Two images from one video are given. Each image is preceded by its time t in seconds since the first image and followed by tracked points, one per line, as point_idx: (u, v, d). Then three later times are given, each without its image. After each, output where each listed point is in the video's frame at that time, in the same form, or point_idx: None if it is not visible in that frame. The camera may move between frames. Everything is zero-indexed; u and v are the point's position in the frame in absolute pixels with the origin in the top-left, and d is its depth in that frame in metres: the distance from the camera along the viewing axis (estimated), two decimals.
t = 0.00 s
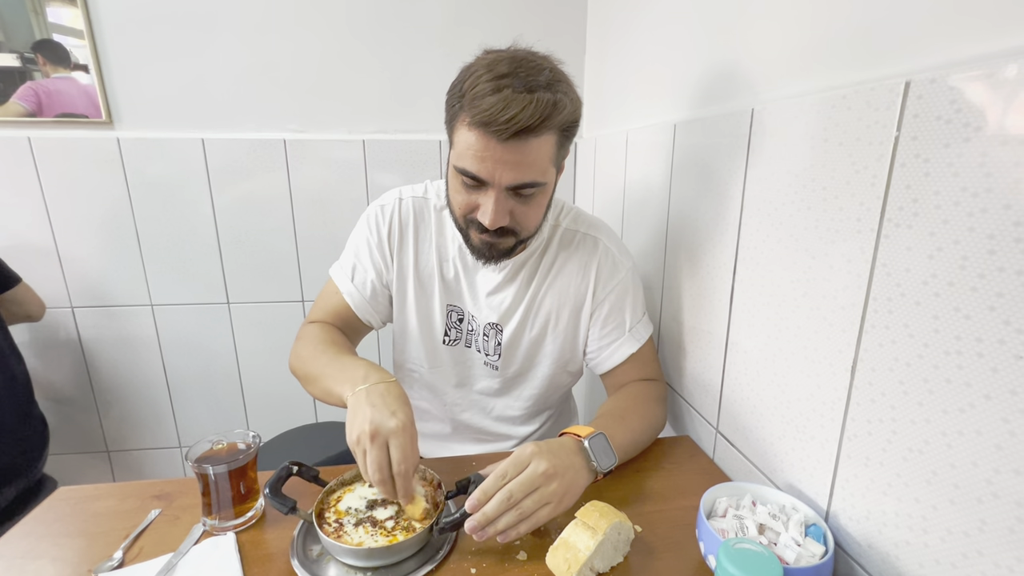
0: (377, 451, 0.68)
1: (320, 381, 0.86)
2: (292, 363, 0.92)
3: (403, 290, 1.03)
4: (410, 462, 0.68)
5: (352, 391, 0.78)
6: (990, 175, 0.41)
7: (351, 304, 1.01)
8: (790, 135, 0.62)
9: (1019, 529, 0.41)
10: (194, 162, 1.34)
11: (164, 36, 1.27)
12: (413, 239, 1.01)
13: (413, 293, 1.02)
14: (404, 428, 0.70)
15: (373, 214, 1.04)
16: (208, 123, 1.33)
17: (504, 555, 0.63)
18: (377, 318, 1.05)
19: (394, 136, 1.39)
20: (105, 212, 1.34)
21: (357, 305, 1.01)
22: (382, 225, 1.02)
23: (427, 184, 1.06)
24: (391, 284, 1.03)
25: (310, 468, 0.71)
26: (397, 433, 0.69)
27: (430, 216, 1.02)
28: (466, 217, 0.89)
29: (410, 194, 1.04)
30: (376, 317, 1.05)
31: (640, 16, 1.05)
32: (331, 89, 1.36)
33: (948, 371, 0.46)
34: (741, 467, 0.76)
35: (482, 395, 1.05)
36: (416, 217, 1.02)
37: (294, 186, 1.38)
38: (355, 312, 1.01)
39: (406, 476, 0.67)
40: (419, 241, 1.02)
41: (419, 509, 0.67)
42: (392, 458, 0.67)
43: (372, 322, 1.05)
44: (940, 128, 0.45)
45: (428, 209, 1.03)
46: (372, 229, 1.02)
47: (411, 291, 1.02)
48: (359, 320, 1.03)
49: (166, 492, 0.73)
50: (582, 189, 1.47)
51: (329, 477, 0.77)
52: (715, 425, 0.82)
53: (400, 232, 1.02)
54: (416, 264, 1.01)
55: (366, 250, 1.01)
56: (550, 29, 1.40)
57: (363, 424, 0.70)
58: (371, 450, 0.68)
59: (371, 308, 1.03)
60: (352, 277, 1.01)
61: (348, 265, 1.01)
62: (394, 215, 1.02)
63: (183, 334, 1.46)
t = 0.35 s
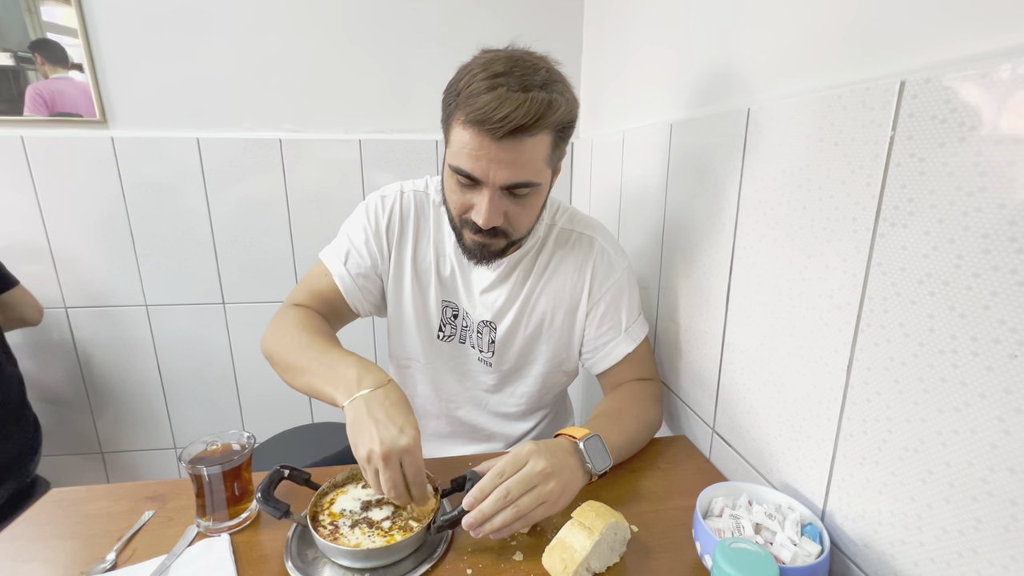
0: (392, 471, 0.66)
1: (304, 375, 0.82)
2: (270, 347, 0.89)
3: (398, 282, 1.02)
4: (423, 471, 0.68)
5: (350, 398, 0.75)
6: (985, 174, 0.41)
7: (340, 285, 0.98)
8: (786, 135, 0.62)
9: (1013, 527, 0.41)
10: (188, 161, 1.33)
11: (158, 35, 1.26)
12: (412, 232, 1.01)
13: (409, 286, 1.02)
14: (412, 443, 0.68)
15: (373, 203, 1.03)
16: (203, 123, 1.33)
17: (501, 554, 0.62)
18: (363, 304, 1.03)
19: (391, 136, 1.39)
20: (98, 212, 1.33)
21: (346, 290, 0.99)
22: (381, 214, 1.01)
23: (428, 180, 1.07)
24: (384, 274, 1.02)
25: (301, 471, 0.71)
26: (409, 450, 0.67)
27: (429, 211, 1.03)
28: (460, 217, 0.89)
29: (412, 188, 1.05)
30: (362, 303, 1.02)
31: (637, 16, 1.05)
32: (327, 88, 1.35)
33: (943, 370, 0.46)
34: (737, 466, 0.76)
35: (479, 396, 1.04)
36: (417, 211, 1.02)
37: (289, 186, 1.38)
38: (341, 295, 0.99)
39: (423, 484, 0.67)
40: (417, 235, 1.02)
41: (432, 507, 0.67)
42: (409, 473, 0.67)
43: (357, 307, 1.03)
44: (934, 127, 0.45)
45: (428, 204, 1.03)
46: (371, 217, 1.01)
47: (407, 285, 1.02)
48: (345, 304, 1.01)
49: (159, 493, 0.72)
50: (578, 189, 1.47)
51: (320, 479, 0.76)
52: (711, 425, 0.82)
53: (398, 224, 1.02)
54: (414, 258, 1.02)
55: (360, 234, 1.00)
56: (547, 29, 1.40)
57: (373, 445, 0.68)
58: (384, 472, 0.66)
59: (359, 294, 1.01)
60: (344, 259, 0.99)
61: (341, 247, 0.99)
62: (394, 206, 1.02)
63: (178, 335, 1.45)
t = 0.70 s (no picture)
0: (393, 462, 0.66)
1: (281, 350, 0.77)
2: (238, 310, 0.83)
3: (399, 268, 1.02)
4: (422, 462, 0.68)
5: (339, 389, 0.71)
6: (986, 173, 0.41)
7: (333, 247, 0.95)
8: (786, 133, 0.62)
9: (1014, 527, 0.41)
10: (185, 160, 1.32)
11: (154, 32, 1.25)
12: (416, 219, 1.01)
13: (411, 272, 1.01)
14: (412, 435, 0.67)
15: (381, 182, 1.04)
16: (199, 121, 1.32)
17: (497, 553, 0.62)
18: (352, 272, 1.00)
19: (388, 135, 1.38)
20: (94, 211, 1.32)
21: (338, 250, 0.96)
22: (386, 194, 1.02)
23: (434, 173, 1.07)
24: (380, 250, 1.01)
25: (293, 473, 0.70)
26: (409, 442, 0.66)
27: (434, 201, 1.03)
28: (459, 215, 0.88)
29: (420, 178, 1.05)
30: (350, 271, 0.99)
31: (636, 14, 1.05)
32: (325, 87, 1.34)
33: (944, 369, 0.45)
34: (736, 466, 0.76)
35: (477, 396, 1.04)
36: (424, 199, 1.03)
37: (287, 185, 1.37)
38: (331, 254, 0.96)
39: (423, 475, 0.67)
40: (420, 224, 1.02)
41: (429, 507, 0.67)
42: (408, 465, 0.67)
43: (346, 275, 0.99)
44: (936, 126, 0.45)
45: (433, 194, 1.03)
46: (377, 194, 1.01)
47: (410, 272, 1.01)
48: (336, 268, 0.98)
49: (155, 495, 0.72)
50: (577, 188, 1.46)
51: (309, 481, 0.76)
52: (710, 425, 0.82)
53: (403, 207, 1.02)
54: (415, 243, 1.01)
55: (363, 204, 0.99)
56: (545, 28, 1.39)
57: (372, 436, 0.67)
58: (383, 464, 0.66)
59: (350, 260, 0.98)
60: (339, 220, 0.96)
61: (341, 209, 0.98)
62: (400, 189, 1.02)
63: (174, 334, 1.45)
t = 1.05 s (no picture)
0: (390, 464, 0.66)
1: (285, 380, 0.82)
2: (245, 352, 0.88)
3: (393, 293, 1.01)
4: (419, 463, 0.68)
5: (335, 400, 0.74)
6: (987, 177, 0.41)
7: (315, 298, 0.97)
8: (786, 135, 0.62)
9: (1015, 530, 0.41)
10: (182, 160, 1.31)
11: (152, 31, 1.25)
12: (403, 236, 1.00)
13: (406, 295, 1.00)
14: (405, 435, 0.68)
15: (358, 210, 1.01)
16: (198, 121, 1.32)
17: (500, 553, 0.62)
18: (342, 317, 1.02)
19: (387, 135, 1.38)
20: (91, 211, 1.32)
21: (323, 301, 0.97)
22: (366, 222, 1.00)
23: (416, 185, 1.05)
24: (367, 282, 1.00)
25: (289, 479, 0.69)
26: (405, 441, 0.67)
27: (421, 217, 1.01)
28: (471, 215, 0.87)
29: (401, 194, 1.03)
30: (340, 318, 1.02)
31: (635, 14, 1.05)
32: (323, 86, 1.34)
33: (945, 372, 0.45)
34: (735, 467, 0.76)
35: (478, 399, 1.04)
36: (407, 217, 1.01)
37: (285, 185, 1.37)
38: (319, 307, 0.98)
39: (421, 476, 0.67)
40: (410, 242, 1.00)
41: (431, 506, 0.67)
42: (405, 466, 0.67)
43: (336, 320, 1.01)
44: (936, 129, 0.45)
45: (417, 209, 1.01)
46: (354, 227, 0.99)
47: (405, 294, 1.00)
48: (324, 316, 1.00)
49: (154, 497, 0.72)
50: (576, 189, 1.47)
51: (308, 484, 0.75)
52: (709, 426, 0.82)
53: (388, 230, 1.00)
54: (407, 266, 0.99)
55: (343, 242, 0.98)
56: (544, 28, 1.39)
57: (368, 439, 0.67)
58: (383, 466, 0.66)
59: (336, 306, 0.99)
60: (322, 270, 0.97)
61: (320, 257, 0.98)
62: (381, 212, 1.00)
63: (172, 335, 1.44)
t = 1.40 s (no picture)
0: (392, 466, 0.66)
1: (280, 396, 0.82)
2: (245, 373, 0.89)
3: (380, 307, 1.00)
4: (421, 462, 0.68)
5: (327, 406, 0.74)
6: (986, 180, 0.41)
7: (302, 320, 0.98)
8: (786, 138, 0.62)
9: (1013, 532, 0.41)
10: (182, 160, 1.31)
11: (152, 31, 1.25)
12: (389, 248, 0.99)
13: (393, 308, 0.99)
14: (406, 437, 0.68)
15: (340, 225, 1.00)
16: (197, 121, 1.31)
17: (499, 555, 0.62)
18: (332, 336, 1.02)
19: (387, 136, 1.38)
20: (90, 211, 1.32)
21: (310, 322, 0.98)
22: (348, 237, 0.99)
23: (400, 193, 1.04)
24: (353, 296, 1.00)
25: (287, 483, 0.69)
26: (404, 441, 0.67)
27: (406, 227, 1.00)
28: (454, 223, 0.86)
29: (384, 203, 1.02)
30: (331, 336, 1.02)
31: (635, 15, 1.05)
32: (323, 87, 1.34)
33: (944, 375, 0.46)
34: (734, 468, 0.76)
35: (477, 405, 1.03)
36: (391, 226, 1.00)
37: (284, 185, 1.37)
38: (307, 328, 0.98)
39: (423, 472, 0.68)
40: (396, 254, 0.99)
41: (432, 504, 0.68)
42: (407, 465, 0.67)
43: (326, 339, 1.01)
44: (935, 133, 0.45)
45: (403, 218, 1.01)
46: (337, 241, 0.99)
47: (392, 308, 0.99)
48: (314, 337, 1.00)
49: (153, 498, 0.71)
50: (575, 190, 1.47)
51: (307, 485, 0.75)
52: (709, 427, 0.83)
53: (372, 244, 0.99)
54: (394, 279, 0.99)
55: (327, 260, 0.98)
56: (544, 29, 1.39)
57: (368, 443, 0.67)
58: (385, 469, 0.66)
59: (325, 325, 1.00)
60: (309, 289, 0.98)
61: (304, 279, 0.98)
62: (364, 225, 0.99)
63: (171, 335, 1.44)
